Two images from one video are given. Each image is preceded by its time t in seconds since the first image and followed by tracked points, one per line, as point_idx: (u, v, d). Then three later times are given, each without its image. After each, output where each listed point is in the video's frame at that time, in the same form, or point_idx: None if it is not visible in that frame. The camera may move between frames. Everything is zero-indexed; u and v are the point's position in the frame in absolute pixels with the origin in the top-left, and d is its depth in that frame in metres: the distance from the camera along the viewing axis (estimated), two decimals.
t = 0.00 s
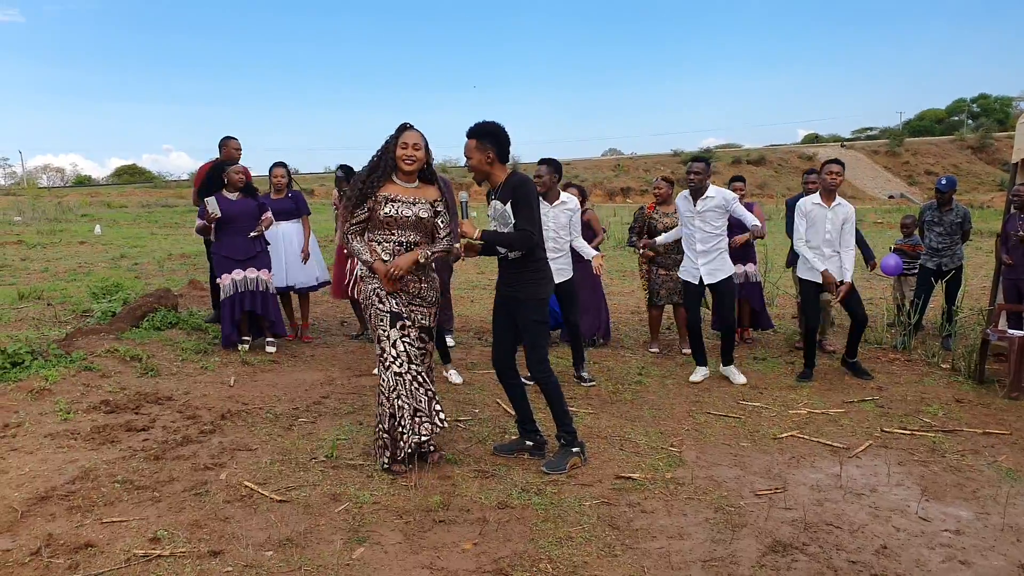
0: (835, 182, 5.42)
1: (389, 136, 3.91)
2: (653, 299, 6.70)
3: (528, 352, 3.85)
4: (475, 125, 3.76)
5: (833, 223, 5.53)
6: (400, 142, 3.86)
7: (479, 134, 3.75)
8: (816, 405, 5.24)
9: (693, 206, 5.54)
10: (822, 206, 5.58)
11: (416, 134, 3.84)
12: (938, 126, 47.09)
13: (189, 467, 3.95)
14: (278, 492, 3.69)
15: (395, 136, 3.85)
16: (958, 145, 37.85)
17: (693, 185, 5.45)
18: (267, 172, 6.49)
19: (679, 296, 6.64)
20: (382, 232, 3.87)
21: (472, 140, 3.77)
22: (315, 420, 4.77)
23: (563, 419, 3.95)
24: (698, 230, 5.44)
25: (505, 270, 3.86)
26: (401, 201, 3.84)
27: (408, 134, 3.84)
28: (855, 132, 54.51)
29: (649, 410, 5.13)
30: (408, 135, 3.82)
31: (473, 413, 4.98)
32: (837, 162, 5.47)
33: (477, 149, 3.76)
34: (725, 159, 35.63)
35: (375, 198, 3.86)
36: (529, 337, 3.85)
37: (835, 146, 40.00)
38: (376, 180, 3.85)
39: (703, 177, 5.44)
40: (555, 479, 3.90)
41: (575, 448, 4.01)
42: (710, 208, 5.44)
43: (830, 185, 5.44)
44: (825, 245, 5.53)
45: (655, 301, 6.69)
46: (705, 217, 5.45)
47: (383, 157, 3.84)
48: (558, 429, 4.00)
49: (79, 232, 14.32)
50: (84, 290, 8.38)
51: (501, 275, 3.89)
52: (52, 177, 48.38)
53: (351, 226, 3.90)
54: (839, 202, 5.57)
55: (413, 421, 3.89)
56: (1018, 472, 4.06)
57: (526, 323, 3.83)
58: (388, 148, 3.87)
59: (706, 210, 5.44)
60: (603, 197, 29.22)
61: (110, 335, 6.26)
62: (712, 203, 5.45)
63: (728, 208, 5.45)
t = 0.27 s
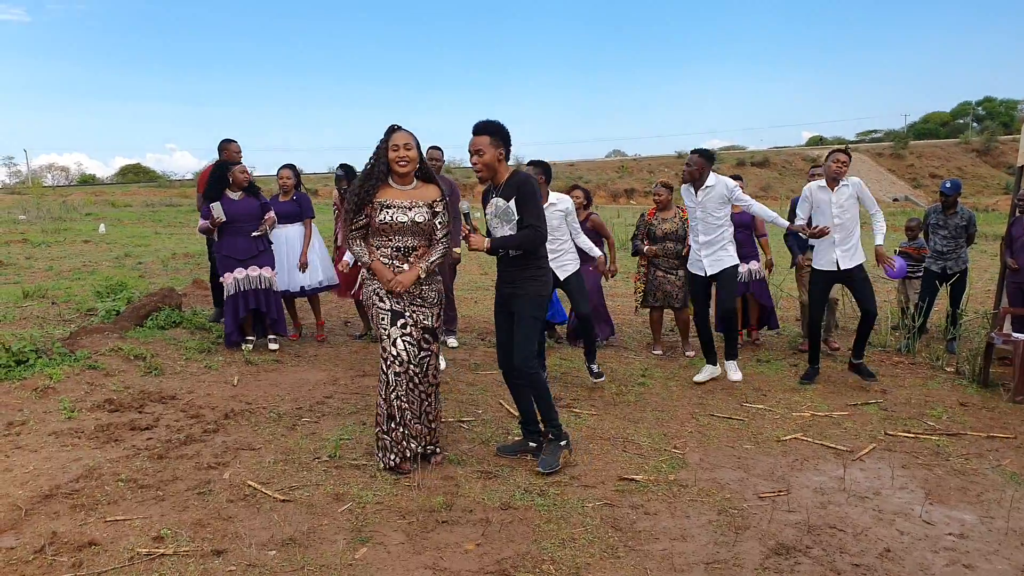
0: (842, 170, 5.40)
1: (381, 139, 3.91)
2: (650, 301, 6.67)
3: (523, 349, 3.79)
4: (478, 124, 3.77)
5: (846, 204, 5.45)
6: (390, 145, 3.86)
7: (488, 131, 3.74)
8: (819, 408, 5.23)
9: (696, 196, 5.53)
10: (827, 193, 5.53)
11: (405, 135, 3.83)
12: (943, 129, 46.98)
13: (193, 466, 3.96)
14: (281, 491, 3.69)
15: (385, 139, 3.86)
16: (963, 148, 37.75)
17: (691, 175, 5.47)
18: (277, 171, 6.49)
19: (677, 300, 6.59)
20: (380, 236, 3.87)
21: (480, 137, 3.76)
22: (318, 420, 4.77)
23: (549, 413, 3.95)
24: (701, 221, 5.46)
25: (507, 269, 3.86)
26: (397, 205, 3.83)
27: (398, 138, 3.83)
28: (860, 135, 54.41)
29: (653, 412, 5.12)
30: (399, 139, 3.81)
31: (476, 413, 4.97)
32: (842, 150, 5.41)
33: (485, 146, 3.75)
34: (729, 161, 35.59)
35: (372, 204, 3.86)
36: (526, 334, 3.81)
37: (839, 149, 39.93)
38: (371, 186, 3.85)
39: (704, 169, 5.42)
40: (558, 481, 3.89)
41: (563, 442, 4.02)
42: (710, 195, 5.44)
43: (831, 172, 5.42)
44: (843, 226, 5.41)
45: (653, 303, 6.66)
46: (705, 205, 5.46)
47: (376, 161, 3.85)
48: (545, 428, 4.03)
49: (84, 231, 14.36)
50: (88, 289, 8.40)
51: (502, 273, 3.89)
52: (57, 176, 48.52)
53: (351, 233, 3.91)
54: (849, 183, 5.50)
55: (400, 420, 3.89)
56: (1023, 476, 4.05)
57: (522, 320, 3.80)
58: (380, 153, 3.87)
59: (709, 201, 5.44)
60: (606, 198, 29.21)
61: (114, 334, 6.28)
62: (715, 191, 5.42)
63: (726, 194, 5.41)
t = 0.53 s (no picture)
0: (867, 184, 5.27)
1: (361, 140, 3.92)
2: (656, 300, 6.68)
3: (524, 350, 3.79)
4: (478, 128, 3.74)
5: (871, 219, 5.35)
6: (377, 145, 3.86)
7: (491, 134, 3.73)
8: (824, 408, 5.22)
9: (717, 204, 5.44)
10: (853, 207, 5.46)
11: (389, 134, 3.84)
12: (948, 129, 46.82)
13: (197, 466, 3.97)
14: (286, 491, 3.70)
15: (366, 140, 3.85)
16: (969, 148, 37.61)
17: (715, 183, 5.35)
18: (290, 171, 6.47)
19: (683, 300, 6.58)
20: (377, 238, 3.85)
21: (479, 142, 3.76)
22: (322, 420, 4.78)
23: (535, 419, 3.92)
24: (718, 230, 5.34)
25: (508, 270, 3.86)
26: (391, 204, 3.81)
27: (383, 136, 3.84)
28: (865, 135, 54.24)
29: (657, 413, 5.12)
30: (384, 138, 3.82)
31: (481, 414, 4.97)
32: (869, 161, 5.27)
33: (488, 151, 3.76)
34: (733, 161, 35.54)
35: (365, 207, 3.85)
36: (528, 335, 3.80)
37: (844, 149, 39.83)
38: (362, 188, 3.83)
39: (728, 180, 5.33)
40: (563, 482, 3.89)
41: (541, 456, 3.92)
42: (730, 207, 5.35)
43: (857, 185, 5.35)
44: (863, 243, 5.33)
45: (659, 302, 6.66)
46: (724, 216, 5.36)
47: (361, 163, 3.84)
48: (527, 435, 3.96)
49: (89, 231, 14.42)
50: (93, 289, 8.43)
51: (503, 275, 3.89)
52: (63, 177, 48.72)
53: (346, 239, 3.88)
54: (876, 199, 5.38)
55: (393, 424, 3.91)
56: None
57: (526, 320, 3.81)
58: (366, 154, 3.86)
59: (728, 211, 5.35)
60: (610, 198, 29.19)
61: (119, 334, 6.30)
62: (738, 203, 5.33)
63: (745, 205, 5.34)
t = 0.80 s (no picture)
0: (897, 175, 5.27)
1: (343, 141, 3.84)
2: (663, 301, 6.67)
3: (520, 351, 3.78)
4: (479, 127, 3.73)
5: (893, 207, 5.40)
6: (366, 145, 3.80)
7: (491, 133, 3.72)
8: (826, 411, 5.21)
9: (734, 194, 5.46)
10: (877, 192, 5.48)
11: (376, 134, 3.82)
12: (951, 132, 46.76)
13: (198, 465, 3.97)
14: (286, 491, 3.70)
15: (351, 140, 3.79)
16: (972, 151, 37.56)
17: (738, 177, 5.36)
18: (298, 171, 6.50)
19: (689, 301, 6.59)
20: (376, 240, 3.80)
21: (481, 140, 3.74)
22: (323, 420, 4.78)
23: (535, 422, 3.92)
24: (733, 221, 5.35)
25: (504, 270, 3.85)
26: (391, 204, 3.78)
27: (370, 135, 3.81)
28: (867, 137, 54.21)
29: (658, 414, 5.11)
30: (373, 137, 3.80)
31: (482, 414, 4.97)
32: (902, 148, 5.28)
33: (489, 150, 3.74)
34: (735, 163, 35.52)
35: (361, 209, 3.76)
36: (524, 335, 3.80)
37: (847, 152, 39.80)
38: (356, 190, 3.74)
39: (752, 175, 5.36)
40: (564, 483, 3.88)
41: (541, 458, 3.93)
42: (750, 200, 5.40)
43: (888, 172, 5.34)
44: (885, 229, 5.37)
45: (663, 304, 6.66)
46: (741, 209, 5.38)
47: (352, 164, 3.76)
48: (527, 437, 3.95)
49: (92, 229, 14.44)
50: (95, 287, 8.44)
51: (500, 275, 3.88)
52: (66, 174, 48.87)
53: (341, 244, 3.78)
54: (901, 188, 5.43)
55: (384, 424, 3.91)
56: None
57: (523, 320, 3.81)
58: (355, 154, 3.78)
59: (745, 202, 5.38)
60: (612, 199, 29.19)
61: (121, 332, 6.30)
62: (756, 198, 5.41)
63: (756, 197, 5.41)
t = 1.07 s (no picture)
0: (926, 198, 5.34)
1: (347, 143, 3.83)
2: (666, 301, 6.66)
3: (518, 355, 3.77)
4: (484, 127, 3.74)
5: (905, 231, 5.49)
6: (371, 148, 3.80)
7: (494, 133, 3.73)
8: (829, 412, 5.20)
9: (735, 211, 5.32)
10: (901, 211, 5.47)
11: (382, 136, 3.83)
12: (956, 132, 46.61)
13: (201, 465, 3.98)
14: (289, 491, 3.70)
15: (358, 142, 3.77)
16: (977, 152, 37.44)
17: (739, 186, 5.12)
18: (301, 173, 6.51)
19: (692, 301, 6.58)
20: (382, 241, 3.79)
21: (485, 142, 3.75)
22: (326, 420, 4.79)
23: (535, 423, 3.91)
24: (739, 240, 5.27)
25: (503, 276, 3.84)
26: (397, 206, 3.79)
27: (376, 138, 3.81)
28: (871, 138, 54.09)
29: (662, 415, 5.10)
30: (379, 139, 3.81)
31: (485, 415, 4.97)
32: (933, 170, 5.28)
33: (488, 152, 3.74)
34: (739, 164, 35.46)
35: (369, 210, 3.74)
36: (522, 339, 3.79)
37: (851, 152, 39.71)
38: (364, 191, 3.72)
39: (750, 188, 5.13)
40: (567, 484, 3.87)
41: (542, 459, 3.91)
42: (751, 212, 5.28)
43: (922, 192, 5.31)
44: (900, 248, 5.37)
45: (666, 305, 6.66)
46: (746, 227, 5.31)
47: (360, 166, 3.74)
48: (528, 439, 3.95)
49: (96, 229, 14.49)
50: (99, 287, 8.46)
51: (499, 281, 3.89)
52: (70, 175, 49.01)
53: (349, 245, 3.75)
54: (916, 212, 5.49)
55: (390, 428, 3.89)
56: None
57: (519, 325, 3.80)
58: (362, 155, 3.76)
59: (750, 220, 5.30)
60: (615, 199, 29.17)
61: (124, 332, 6.31)
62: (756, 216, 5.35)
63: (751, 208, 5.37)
